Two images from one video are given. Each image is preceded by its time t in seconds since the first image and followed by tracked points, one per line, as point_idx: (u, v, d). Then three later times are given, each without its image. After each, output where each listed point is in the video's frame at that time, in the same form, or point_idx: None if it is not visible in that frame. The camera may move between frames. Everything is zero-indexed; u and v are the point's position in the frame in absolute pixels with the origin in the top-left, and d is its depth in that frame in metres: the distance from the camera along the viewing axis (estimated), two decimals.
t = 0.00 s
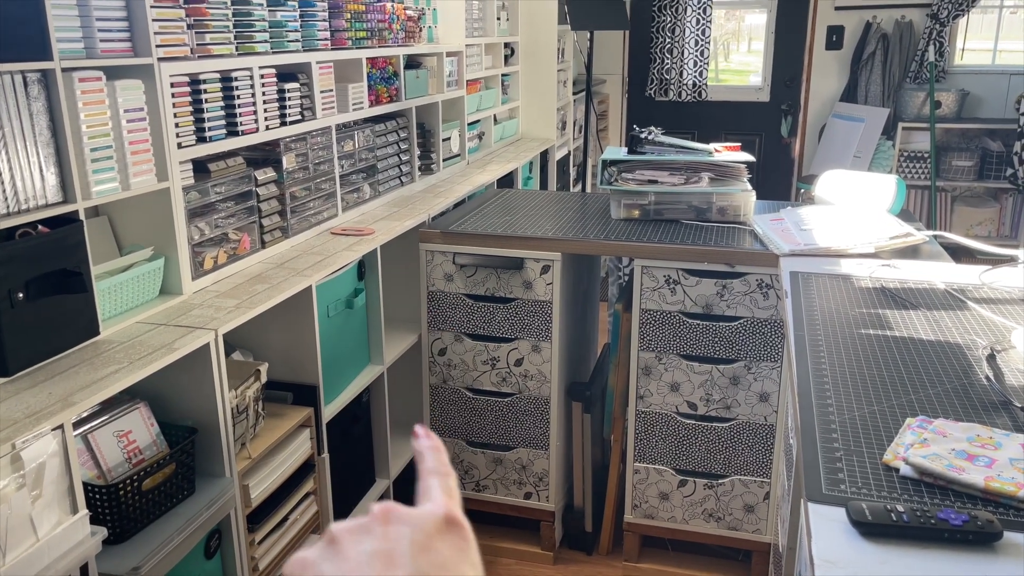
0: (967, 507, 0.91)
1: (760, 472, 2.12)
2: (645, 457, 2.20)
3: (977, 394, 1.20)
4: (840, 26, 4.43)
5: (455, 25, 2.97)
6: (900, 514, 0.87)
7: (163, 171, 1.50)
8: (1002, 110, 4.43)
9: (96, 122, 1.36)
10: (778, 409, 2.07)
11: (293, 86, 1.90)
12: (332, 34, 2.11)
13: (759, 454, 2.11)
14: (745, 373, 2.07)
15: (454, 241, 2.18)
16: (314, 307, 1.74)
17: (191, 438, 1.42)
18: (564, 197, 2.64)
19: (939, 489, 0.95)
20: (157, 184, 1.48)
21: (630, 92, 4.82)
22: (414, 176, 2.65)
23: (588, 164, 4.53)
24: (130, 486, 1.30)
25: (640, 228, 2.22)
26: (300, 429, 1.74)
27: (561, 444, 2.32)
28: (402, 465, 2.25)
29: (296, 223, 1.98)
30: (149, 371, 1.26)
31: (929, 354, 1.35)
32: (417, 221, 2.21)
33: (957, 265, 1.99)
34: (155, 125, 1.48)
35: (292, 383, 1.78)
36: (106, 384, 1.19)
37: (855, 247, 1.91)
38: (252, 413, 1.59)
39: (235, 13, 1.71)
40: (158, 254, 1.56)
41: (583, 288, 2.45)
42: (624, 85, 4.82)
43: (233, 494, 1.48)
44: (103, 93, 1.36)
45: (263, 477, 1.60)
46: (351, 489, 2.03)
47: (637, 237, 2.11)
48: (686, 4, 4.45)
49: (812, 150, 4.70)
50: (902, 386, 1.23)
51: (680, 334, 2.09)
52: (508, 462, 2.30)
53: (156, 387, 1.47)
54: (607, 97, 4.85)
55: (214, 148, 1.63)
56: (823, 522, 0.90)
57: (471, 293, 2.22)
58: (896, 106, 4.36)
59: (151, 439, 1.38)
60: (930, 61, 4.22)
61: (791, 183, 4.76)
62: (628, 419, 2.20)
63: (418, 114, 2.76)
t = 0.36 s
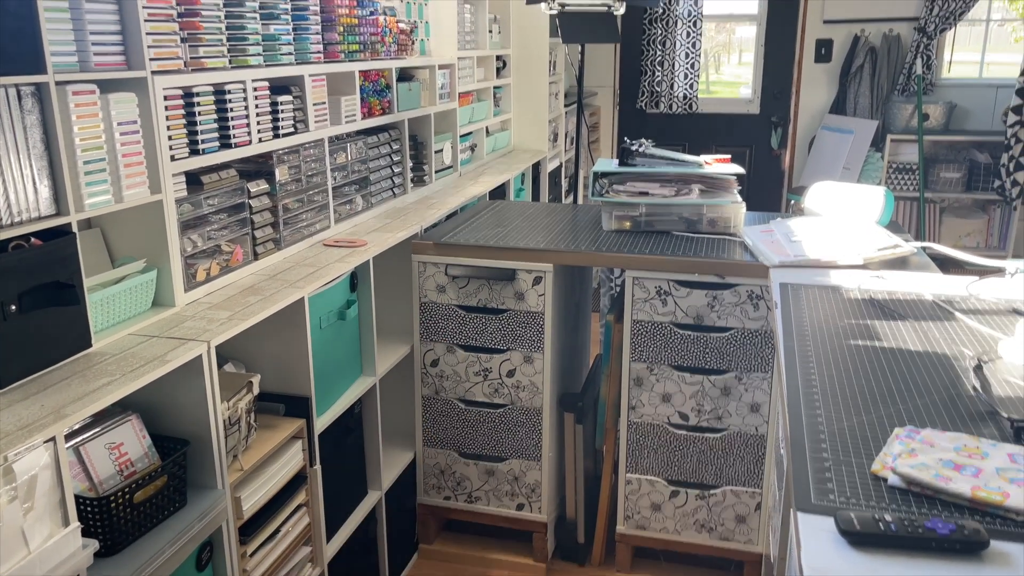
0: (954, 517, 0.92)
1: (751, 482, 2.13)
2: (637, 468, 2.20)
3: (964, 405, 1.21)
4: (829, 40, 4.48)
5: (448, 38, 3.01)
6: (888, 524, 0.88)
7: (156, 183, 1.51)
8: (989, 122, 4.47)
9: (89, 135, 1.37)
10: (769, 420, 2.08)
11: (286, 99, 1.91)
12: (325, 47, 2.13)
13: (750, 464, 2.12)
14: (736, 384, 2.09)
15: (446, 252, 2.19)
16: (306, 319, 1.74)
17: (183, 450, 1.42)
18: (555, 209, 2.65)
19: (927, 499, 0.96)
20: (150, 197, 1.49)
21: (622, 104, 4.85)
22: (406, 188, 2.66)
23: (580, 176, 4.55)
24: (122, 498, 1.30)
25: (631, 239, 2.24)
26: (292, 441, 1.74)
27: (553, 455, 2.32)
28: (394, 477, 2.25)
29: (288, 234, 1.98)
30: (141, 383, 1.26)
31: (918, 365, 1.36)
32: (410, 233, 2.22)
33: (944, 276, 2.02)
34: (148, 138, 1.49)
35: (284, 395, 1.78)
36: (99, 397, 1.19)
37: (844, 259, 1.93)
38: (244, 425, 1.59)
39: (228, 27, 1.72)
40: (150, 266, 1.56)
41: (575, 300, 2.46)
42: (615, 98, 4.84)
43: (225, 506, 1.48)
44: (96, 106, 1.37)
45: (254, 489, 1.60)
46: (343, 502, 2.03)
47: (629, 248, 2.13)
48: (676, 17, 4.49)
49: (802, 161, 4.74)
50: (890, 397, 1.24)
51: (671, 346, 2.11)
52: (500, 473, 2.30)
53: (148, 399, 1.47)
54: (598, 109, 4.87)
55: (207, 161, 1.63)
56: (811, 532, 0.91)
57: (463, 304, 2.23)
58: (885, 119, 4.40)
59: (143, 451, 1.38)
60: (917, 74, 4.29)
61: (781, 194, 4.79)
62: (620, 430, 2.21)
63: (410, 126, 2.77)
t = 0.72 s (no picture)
0: (966, 529, 0.92)
1: (751, 497, 2.13)
2: (636, 484, 2.20)
3: (969, 418, 1.21)
4: (819, 58, 4.53)
5: (442, 55, 3.02)
6: (901, 537, 0.88)
7: (156, 199, 1.50)
8: (978, 139, 4.52)
9: (90, 150, 1.36)
10: (768, 435, 2.08)
11: (285, 115, 1.91)
12: (323, 63, 2.13)
13: (749, 479, 2.12)
14: (735, 399, 2.08)
15: (444, 268, 2.19)
16: (306, 336, 1.74)
17: (183, 468, 1.40)
18: (551, 224, 2.65)
19: (937, 511, 0.96)
20: (150, 213, 1.48)
21: (614, 122, 4.88)
22: (403, 205, 2.65)
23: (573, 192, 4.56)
24: (123, 517, 1.28)
25: (629, 255, 2.24)
26: (291, 458, 1.73)
27: (552, 471, 2.31)
28: (391, 495, 2.23)
29: (287, 250, 1.98)
30: (142, 399, 1.25)
31: (921, 379, 1.36)
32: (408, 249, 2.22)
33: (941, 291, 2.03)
34: (149, 153, 1.48)
35: (283, 412, 1.77)
36: (100, 414, 1.18)
37: (842, 274, 1.93)
38: (243, 442, 1.57)
39: (229, 43, 1.72)
40: (150, 281, 1.55)
41: (572, 316, 2.46)
42: (608, 115, 4.87)
43: (225, 525, 1.46)
44: (98, 122, 1.36)
45: (254, 508, 1.58)
46: (341, 520, 2.01)
47: (627, 264, 2.13)
48: (668, 35, 4.53)
49: (794, 178, 4.77)
50: (895, 410, 1.24)
51: (670, 361, 2.11)
52: (498, 490, 2.29)
53: (147, 416, 1.46)
54: (590, 126, 4.90)
55: (207, 176, 1.63)
56: (824, 544, 0.90)
57: (461, 320, 2.23)
58: (874, 136, 4.44)
59: (142, 469, 1.37)
60: (906, 92, 4.37)
61: (773, 211, 4.82)
62: (619, 446, 2.20)
63: (407, 143, 2.77)
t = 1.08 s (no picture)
0: (985, 531, 0.94)
1: (755, 503, 2.14)
2: (640, 491, 2.21)
3: (979, 421, 1.23)
4: (811, 67, 4.57)
5: (442, 66, 3.06)
6: (923, 539, 0.89)
7: (167, 208, 1.50)
8: (969, 147, 4.57)
9: (104, 159, 1.36)
10: (772, 441, 2.10)
11: (291, 123, 1.91)
12: (328, 73, 2.14)
13: (753, 485, 2.13)
14: (739, 405, 2.10)
15: (448, 276, 2.20)
16: (315, 344, 1.74)
17: (196, 477, 1.40)
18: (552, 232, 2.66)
19: (956, 514, 0.98)
20: (162, 221, 1.48)
21: (609, 130, 4.90)
22: (404, 213, 2.66)
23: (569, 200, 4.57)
24: (138, 526, 1.28)
25: (632, 262, 2.25)
26: (300, 466, 1.72)
27: (556, 479, 2.32)
28: (396, 503, 2.23)
29: (293, 259, 1.98)
30: (158, 408, 1.24)
31: (929, 384, 1.38)
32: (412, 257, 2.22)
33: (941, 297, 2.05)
34: (160, 162, 1.49)
35: (291, 420, 1.77)
36: (117, 423, 1.18)
37: (845, 279, 1.95)
38: (254, 450, 1.57)
39: (237, 53, 1.73)
40: (160, 290, 1.55)
41: (574, 324, 2.47)
42: (603, 123, 4.90)
43: (237, 533, 1.46)
44: (111, 131, 1.37)
45: (264, 516, 1.58)
46: (348, 528, 2.00)
47: (630, 271, 2.14)
48: (662, 45, 4.56)
49: (787, 186, 4.80)
50: (906, 415, 1.25)
51: (674, 368, 2.12)
52: (502, 498, 2.29)
53: (159, 425, 1.46)
54: (585, 135, 4.92)
55: (216, 185, 1.63)
56: (847, 547, 0.91)
57: (465, 328, 2.23)
58: (867, 144, 4.48)
59: (155, 478, 1.37)
60: (899, 101, 4.38)
61: (767, 219, 4.85)
62: (623, 453, 2.21)
63: (408, 151, 2.78)
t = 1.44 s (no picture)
0: (992, 530, 0.96)
1: (755, 508, 2.15)
2: (641, 496, 2.22)
3: (982, 423, 1.25)
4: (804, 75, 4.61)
5: (439, 74, 3.08)
6: (933, 538, 0.91)
7: (174, 216, 1.51)
8: (960, 155, 4.61)
9: (114, 167, 1.37)
10: (772, 445, 2.11)
11: (295, 132, 1.92)
12: (330, 82, 2.15)
13: (754, 490, 2.14)
14: (740, 410, 2.12)
15: (450, 283, 2.21)
16: (319, 351, 1.75)
17: (205, 483, 1.41)
18: (551, 239, 2.68)
19: (963, 513, 0.99)
20: (169, 229, 1.49)
21: (604, 138, 4.93)
22: (403, 221, 2.67)
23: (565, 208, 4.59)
24: (148, 532, 1.28)
25: (632, 269, 2.27)
26: (305, 473, 1.73)
27: (557, 484, 2.32)
28: (398, 510, 2.23)
29: (296, 267, 1.99)
30: (169, 414, 1.25)
31: (931, 386, 1.40)
32: (413, 264, 2.23)
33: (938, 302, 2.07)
34: (168, 171, 1.50)
35: (296, 427, 1.77)
36: (129, 429, 1.18)
37: (844, 285, 1.97)
38: (261, 457, 1.58)
39: (242, 62, 1.74)
40: (167, 298, 1.56)
41: (574, 330, 2.49)
42: (597, 131, 4.92)
43: (245, 539, 1.46)
44: (121, 139, 1.38)
45: (271, 523, 1.58)
46: (351, 535, 2.01)
47: (631, 277, 2.16)
48: (657, 53, 4.60)
49: (781, 193, 4.84)
50: (909, 417, 1.27)
51: (675, 373, 2.13)
52: (504, 504, 2.30)
53: (167, 432, 1.46)
54: (581, 143, 4.95)
55: (222, 193, 1.64)
56: (858, 547, 0.93)
57: (467, 335, 2.24)
58: (860, 151, 4.52)
59: (164, 485, 1.37)
60: (891, 108, 4.42)
61: (762, 225, 4.88)
62: (625, 459, 2.22)
63: (407, 159, 2.79)
